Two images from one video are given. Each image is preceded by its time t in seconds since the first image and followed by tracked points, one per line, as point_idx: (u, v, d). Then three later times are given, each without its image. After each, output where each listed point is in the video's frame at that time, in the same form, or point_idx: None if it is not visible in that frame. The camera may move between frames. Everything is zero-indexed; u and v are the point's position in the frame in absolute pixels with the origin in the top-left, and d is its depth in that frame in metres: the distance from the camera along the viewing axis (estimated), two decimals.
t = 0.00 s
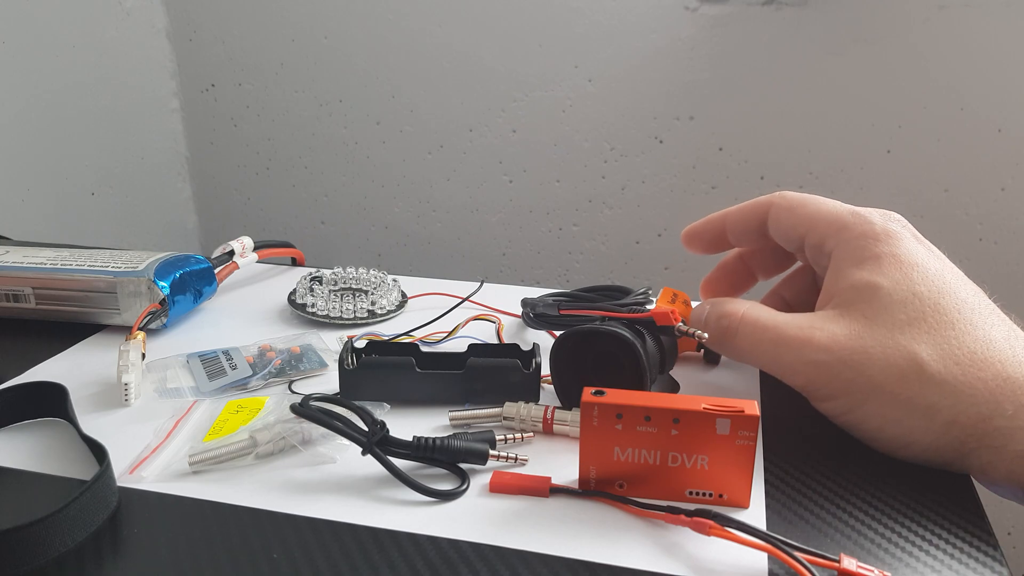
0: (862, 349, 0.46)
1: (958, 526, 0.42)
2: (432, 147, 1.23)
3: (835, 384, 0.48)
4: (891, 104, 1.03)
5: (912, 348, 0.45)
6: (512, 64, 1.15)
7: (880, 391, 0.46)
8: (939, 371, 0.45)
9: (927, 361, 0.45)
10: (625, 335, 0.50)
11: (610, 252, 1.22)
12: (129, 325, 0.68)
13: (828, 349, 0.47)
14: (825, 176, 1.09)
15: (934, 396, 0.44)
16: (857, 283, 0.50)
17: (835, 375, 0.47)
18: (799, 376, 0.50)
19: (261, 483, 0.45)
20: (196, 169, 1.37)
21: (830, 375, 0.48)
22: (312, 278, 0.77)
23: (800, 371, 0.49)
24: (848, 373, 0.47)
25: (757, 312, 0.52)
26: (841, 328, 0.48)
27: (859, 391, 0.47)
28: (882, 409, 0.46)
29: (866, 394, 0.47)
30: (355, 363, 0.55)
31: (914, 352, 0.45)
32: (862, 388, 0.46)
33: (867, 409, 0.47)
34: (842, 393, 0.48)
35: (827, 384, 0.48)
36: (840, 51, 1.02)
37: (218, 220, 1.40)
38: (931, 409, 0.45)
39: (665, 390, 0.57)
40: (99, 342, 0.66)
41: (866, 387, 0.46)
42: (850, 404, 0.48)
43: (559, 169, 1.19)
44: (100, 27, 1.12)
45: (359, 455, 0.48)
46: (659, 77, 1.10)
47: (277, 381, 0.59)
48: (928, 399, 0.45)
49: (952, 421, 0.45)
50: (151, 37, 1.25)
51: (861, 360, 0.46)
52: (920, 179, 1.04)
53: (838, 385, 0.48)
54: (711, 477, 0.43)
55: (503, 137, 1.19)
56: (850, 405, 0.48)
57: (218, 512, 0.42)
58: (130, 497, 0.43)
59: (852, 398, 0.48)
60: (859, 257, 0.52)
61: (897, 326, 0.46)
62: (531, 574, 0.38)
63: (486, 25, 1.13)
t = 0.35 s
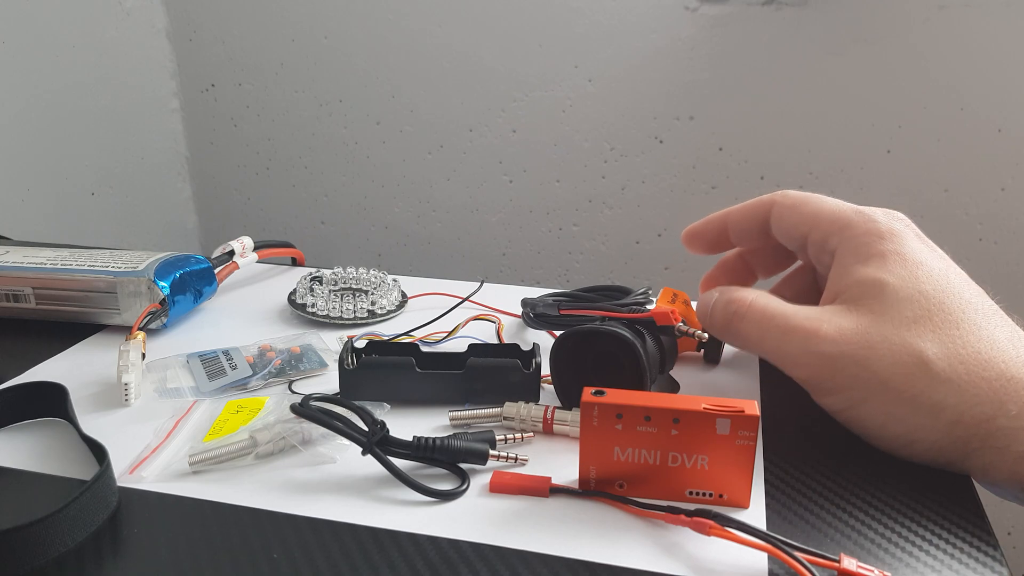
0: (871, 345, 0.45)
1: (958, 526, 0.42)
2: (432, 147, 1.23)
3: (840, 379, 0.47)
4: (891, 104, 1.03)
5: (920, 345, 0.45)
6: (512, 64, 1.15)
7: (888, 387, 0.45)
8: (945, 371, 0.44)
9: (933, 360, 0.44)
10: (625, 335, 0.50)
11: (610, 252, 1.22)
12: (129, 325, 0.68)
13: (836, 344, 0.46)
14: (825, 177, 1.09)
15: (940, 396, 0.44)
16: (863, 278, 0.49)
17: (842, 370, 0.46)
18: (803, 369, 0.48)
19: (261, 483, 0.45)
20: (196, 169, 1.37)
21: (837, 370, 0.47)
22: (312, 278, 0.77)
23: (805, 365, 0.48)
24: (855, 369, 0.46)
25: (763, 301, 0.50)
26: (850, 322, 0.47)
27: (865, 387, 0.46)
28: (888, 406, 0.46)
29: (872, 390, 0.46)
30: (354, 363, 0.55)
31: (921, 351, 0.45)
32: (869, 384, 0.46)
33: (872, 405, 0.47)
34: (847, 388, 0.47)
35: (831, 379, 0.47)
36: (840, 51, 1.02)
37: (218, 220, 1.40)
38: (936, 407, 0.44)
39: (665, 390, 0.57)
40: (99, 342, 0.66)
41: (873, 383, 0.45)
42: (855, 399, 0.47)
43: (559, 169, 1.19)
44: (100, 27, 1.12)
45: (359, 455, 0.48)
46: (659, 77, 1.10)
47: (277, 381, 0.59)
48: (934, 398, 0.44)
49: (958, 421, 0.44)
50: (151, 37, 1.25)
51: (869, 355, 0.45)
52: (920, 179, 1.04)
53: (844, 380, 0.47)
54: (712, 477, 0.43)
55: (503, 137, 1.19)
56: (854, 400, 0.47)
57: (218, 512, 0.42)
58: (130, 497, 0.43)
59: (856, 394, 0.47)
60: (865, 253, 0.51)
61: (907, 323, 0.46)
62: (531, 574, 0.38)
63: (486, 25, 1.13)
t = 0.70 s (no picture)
0: (937, 270, 0.43)
1: (959, 526, 0.42)
2: (432, 147, 1.23)
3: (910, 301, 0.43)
4: (891, 103, 1.03)
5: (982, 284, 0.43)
6: (512, 63, 1.15)
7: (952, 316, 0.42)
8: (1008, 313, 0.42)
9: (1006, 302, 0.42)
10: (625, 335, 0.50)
11: (610, 252, 1.22)
12: (129, 325, 0.68)
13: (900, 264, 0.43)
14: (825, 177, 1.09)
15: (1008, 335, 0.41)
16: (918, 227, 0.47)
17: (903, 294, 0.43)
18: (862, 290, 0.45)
19: (261, 483, 0.45)
20: (195, 168, 1.37)
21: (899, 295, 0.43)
22: (312, 278, 0.77)
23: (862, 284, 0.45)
24: (919, 291, 0.43)
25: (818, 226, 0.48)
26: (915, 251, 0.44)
27: (928, 313, 0.43)
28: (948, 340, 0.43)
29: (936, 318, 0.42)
30: (354, 363, 0.55)
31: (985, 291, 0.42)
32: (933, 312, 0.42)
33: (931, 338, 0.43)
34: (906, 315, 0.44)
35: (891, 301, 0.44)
36: (840, 51, 1.02)
37: (218, 220, 1.40)
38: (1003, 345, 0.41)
39: (665, 390, 0.57)
40: (99, 342, 0.66)
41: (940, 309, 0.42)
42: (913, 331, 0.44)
43: (559, 169, 1.19)
44: (100, 27, 1.12)
45: (359, 455, 0.48)
46: (659, 77, 1.10)
47: (277, 381, 0.59)
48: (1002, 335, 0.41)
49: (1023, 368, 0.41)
50: (151, 37, 1.25)
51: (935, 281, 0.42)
52: (921, 179, 1.04)
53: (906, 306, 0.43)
54: (712, 477, 0.43)
55: (503, 137, 1.19)
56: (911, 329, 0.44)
57: (218, 512, 0.42)
58: (130, 497, 0.43)
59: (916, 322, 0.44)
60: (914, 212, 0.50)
61: (965, 265, 0.44)
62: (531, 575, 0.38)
63: (486, 26, 1.13)
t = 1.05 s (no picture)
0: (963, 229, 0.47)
1: (959, 526, 0.42)
2: (432, 147, 1.23)
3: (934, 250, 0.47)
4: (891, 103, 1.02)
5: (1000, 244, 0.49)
6: (512, 63, 1.15)
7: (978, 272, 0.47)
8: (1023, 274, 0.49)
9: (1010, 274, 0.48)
10: (624, 335, 0.50)
11: (610, 252, 1.22)
12: (129, 325, 0.68)
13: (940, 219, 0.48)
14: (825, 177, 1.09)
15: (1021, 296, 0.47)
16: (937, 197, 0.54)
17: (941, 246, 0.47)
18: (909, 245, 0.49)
19: (261, 483, 0.45)
20: (196, 168, 1.37)
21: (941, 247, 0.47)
22: (312, 278, 0.77)
23: (902, 233, 0.49)
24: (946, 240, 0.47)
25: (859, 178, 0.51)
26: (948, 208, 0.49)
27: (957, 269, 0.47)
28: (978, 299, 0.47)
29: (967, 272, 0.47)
30: (354, 363, 0.56)
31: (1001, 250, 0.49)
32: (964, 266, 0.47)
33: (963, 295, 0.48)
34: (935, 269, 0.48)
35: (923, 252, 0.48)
36: (840, 51, 1.02)
37: (218, 220, 1.40)
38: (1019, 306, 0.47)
39: (665, 390, 0.57)
40: (99, 342, 0.66)
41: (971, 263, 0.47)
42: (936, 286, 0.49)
43: (559, 169, 1.19)
44: (100, 27, 1.12)
45: (359, 454, 0.48)
46: (659, 77, 1.10)
47: (277, 381, 0.59)
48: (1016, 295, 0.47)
49: None
50: (151, 38, 1.25)
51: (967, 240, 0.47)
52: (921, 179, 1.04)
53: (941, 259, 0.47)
54: (712, 477, 0.43)
55: (503, 137, 1.19)
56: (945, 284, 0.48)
57: (218, 512, 0.42)
58: (130, 496, 0.43)
59: (945, 276, 0.48)
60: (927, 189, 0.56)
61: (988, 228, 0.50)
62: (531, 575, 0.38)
63: (486, 26, 1.13)
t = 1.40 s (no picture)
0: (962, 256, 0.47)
1: (960, 526, 0.42)
2: (432, 147, 1.23)
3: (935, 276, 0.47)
4: (891, 103, 1.02)
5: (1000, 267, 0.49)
6: (512, 63, 1.15)
7: (979, 300, 0.47)
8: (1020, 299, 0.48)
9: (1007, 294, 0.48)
10: (625, 335, 0.50)
11: (610, 252, 1.22)
12: (129, 325, 0.68)
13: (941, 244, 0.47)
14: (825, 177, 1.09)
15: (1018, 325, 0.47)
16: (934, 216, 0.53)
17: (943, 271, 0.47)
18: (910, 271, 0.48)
19: (261, 483, 0.45)
20: (196, 168, 1.37)
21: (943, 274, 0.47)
22: (312, 278, 0.77)
23: (904, 257, 0.48)
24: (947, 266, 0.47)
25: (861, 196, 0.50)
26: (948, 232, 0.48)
27: (958, 296, 0.47)
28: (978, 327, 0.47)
29: (968, 300, 0.47)
30: (354, 363, 0.56)
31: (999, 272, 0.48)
32: (965, 292, 0.47)
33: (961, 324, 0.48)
34: (936, 295, 0.48)
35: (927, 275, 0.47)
36: (840, 51, 1.02)
37: (218, 220, 1.40)
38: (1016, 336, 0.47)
39: (665, 390, 0.57)
40: (99, 342, 0.66)
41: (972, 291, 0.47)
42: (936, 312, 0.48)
43: (559, 169, 1.19)
44: (100, 27, 1.12)
45: (359, 455, 0.48)
46: (659, 77, 1.10)
47: (277, 381, 0.59)
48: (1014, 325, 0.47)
49: None
50: (151, 38, 1.25)
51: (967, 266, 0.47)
52: (921, 179, 1.04)
53: (944, 286, 0.47)
54: (712, 477, 0.43)
55: (503, 137, 1.19)
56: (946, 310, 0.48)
57: (218, 512, 0.42)
58: (130, 496, 0.43)
59: (947, 302, 0.47)
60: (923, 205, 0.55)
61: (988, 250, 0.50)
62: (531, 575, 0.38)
63: (486, 26, 1.13)
